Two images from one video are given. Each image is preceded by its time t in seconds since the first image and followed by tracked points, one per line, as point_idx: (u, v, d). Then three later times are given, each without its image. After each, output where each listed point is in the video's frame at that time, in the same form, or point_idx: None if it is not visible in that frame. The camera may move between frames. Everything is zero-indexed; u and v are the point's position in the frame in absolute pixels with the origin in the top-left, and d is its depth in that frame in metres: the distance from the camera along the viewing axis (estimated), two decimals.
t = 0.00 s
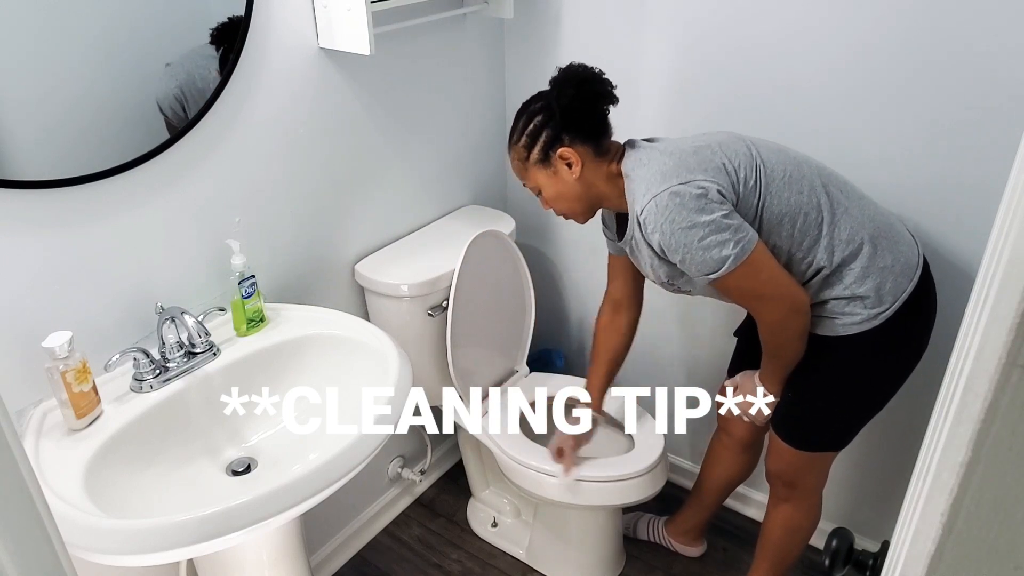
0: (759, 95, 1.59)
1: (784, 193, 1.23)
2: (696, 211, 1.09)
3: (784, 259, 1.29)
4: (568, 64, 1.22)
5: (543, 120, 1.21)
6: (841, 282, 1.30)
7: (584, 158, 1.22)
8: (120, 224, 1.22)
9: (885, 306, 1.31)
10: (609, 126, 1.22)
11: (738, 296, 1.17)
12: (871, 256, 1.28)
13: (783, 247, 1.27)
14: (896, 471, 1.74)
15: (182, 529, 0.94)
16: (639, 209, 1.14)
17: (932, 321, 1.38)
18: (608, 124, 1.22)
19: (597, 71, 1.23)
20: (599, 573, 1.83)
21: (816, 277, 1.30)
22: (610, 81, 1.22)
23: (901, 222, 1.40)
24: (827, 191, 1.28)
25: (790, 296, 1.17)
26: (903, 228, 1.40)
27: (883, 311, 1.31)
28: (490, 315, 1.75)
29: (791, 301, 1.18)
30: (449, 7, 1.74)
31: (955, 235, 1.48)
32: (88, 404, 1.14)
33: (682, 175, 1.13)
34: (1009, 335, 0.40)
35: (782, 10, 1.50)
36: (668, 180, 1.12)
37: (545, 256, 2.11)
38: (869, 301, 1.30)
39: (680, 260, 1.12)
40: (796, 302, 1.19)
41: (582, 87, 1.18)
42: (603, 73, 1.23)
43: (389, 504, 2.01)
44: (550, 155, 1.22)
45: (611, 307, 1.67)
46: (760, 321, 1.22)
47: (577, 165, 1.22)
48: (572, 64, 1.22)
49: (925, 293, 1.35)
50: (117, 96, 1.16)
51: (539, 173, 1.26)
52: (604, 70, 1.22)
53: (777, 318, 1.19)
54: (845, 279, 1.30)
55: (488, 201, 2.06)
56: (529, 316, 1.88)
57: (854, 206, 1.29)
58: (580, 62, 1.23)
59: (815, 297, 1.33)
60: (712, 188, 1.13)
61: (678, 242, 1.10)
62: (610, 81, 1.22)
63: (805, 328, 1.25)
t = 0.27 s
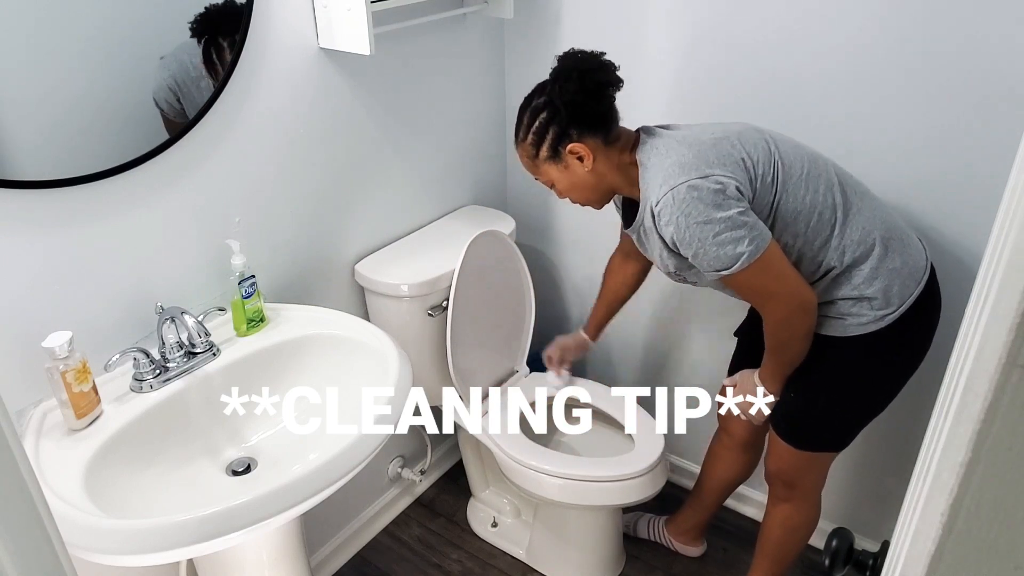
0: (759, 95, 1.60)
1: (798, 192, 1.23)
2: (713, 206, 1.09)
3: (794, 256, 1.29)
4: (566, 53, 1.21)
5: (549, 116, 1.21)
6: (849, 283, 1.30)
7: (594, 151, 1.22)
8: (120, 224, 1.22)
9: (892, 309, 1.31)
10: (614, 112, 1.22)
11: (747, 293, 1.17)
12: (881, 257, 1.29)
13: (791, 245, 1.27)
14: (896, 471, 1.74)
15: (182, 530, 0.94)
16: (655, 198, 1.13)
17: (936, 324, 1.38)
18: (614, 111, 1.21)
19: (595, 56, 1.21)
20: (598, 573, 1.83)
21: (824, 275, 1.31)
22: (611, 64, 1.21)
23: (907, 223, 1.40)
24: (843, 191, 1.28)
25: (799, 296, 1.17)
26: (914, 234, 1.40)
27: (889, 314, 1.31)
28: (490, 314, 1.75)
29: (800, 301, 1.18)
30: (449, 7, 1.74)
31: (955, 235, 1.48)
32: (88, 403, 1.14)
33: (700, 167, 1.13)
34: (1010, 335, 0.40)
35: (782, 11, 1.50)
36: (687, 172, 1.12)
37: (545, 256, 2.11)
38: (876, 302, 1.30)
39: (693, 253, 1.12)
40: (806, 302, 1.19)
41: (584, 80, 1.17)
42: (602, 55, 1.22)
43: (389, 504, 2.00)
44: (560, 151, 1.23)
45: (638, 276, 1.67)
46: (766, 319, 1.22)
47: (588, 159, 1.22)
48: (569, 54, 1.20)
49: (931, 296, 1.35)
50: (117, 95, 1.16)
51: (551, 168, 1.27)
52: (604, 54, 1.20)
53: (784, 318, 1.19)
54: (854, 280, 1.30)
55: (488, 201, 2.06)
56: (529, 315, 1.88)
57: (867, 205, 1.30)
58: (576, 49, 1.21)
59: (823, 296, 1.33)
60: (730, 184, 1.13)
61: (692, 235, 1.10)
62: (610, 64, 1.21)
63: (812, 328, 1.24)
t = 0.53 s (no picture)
0: (759, 95, 1.60)
1: (804, 193, 1.23)
2: (718, 203, 1.09)
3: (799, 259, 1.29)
4: (567, 51, 1.22)
5: (551, 113, 1.21)
6: (854, 286, 1.30)
7: (597, 147, 1.21)
8: (120, 224, 1.22)
9: (897, 313, 1.31)
10: (617, 109, 1.22)
11: (751, 292, 1.16)
12: (887, 260, 1.28)
13: (796, 246, 1.27)
14: (897, 472, 1.74)
15: (182, 529, 0.94)
16: (660, 194, 1.13)
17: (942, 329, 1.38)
18: (616, 108, 1.21)
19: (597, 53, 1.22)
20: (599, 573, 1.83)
21: (829, 277, 1.30)
22: (611, 62, 1.21)
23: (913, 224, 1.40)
24: (850, 193, 1.28)
25: (805, 295, 1.17)
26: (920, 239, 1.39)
27: (895, 318, 1.31)
28: (490, 315, 1.75)
29: (804, 302, 1.17)
30: (449, 7, 1.74)
31: (955, 235, 1.49)
32: (88, 403, 1.14)
33: (707, 165, 1.13)
34: (1009, 335, 0.40)
35: (783, 11, 1.51)
36: (693, 168, 1.12)
37: (545, 256, 2.11)
38: (881, 306, 1.30)
39: (697, 250, 1.12)
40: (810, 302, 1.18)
41: (584, 77, 1.18)
42: (604, 53, 1.22)
43: (389, 504, 2.01)
44: (562, 147, 1.23)
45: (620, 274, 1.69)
46: (770, 317, 1.21)
47: (590, 154, 1.22)
48: (570, 52, 1.21)
49: (937, 300, 1.35)
50: (116, 95, 1.16)
51: (554, 166, 1.27)
52: (605, 51, 1.21)
53: (787, 318, 1.19)
54: (858, 283, 1.29)
55: (489, 202, 2.06)
56: (529, 315, 1.88)
57: (874, 207, 1.30)
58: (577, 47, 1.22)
59: (826, 298, 1.33)
60: (735, 182, 1.13)
61: (696, 232, 1.10)
62: (612, 62, 1.21)
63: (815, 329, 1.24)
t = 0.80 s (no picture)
0: (759, 97, 1.59)
1: (776, 179, 1.24)
2: (685, 158, 1.10)
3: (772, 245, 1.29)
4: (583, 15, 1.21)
5: (540, 58, 1.22)
6: (838, 275, 1.29)
7: (569, 105, 1.22)
8: (118, 226, 1.22)
9: (878, 304, 1.30)
10: (607, 83, 1.22)
11: (726, 252, 1.15)
12: (867, 250, 1.28)
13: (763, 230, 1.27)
14: (897, 474, 1.74)
15: (180, 531, 0.93)
16: (631, 153, 1.14)
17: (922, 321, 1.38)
18: (607, 80, 1.22)
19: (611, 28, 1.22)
20: None
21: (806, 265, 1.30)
22: (621, 42, 1.21)
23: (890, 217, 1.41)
24: (819, 180, 1.29)
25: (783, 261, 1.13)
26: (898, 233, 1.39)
27: (875, 309, 1.30)
28: (490, 317, 1.75)
29: (786, 264, 1.13)
30: (448, 8, 1.74)
31: (954, 237, 1.48)
32: (87, 406, 1.13)
33: (676, 125, 1.14)
34: (1010, 335, 0.40)
35: (782, 13, 1.50)
36: (661, 127, 1.13)
37: (544, 258, 2.11)
38: (863, 296, 1.29)
39: (669, 204, 1.12)
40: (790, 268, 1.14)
41: (584, 41, 1.18)
42: (619, 31, 1.22)
43: (388, 506, 2.00)
44: (539, 91, 1.23)
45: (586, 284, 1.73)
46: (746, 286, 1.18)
47: (562, 111, 1.23)
48: (587, 17, 1.21)
49: (918, 292, 1.36)
50: (114, 97, 1.16)
51: (527, 108, 1.28)
52: (620, 30, 1.21)
53: (768, 288, 1.15)
54: (843, 272, 1.28)
55: (488, 204, 2.06)
56: (528, 317, 1.88)
57: (851, 201, 1.30)
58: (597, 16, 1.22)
59: (812, 292, 1.32)
60: (705, 142, 1.13)
61: (666, 185, 1.11)
62: (621, 40, 1.21)
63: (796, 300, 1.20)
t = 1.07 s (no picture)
0: (759, 96, 1.59)
1: (784, 192, 1.24)
2: (689, 184, 1.10)
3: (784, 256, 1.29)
4: (577, 36, 1.21)
5: (534, 82, 1.22)
6: (850, 283, 1.29)
7: (565, 129, 1.22)
8: (118, 226, 1.22)
9: (893, 311, 1.31)
10: (603, 105, 1.22)
11: (733, 273, 1.16)
12: (879, 256, 1.28)
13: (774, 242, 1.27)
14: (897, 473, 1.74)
15: (179, 531, 0.93)
16: (632, 179, 1.14)
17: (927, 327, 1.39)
18: (603, 102, 1.22)
19: (605, 48, 1.21)
20: None
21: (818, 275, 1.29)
22: (615, 62, 1.21)
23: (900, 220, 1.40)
24: (824, 190, 1.28)
25: (792, 282, 1.14)
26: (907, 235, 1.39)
27: (889, 316, 1.31)
28: (490, 318, 1.75)
29: (793, 286, 1.14)
30: (448, 8, 1.74)
31: (955, 236, 1.48)
32: (87, 406, 1.14)
33: (676, 148, 1.13)
34: (1009, 336, 0.40)
35: (782, 13, 1.50)
36: (661, 151, 1.13)
37: (544, 258, 2.11)
38: (879, 303, 1.29)
39: (675, 231, 1.12)
40: (798, 290, 1.15)
41: (578, 63, 1.17)
42: (612, 52, 1.22)
43: (388, 506, 2.00)
44: (535, 116, 1.24)
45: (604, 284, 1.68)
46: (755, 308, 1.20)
47: (557, 134, 1.23)
48: (579, 38, 1.20)
49: (925, 298, 1.36)
50: (114, 97, 1.16)
51: (523, 130, 1.28)
52: (613, 50, 1.21)
53: (774, 307, 1.17)
54: (854, 280, 1.28)
55: (488, 203, 2.06)
56: (528, 318, 1.88)
57: (860, 208, 1.30)
58: (590, 34, 1.21)
59: (823, 300, 1.31)
60: (708, 165, 1.13)
61: (671, 213, 1.11)
62: (615, 61, 1.21)
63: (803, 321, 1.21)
